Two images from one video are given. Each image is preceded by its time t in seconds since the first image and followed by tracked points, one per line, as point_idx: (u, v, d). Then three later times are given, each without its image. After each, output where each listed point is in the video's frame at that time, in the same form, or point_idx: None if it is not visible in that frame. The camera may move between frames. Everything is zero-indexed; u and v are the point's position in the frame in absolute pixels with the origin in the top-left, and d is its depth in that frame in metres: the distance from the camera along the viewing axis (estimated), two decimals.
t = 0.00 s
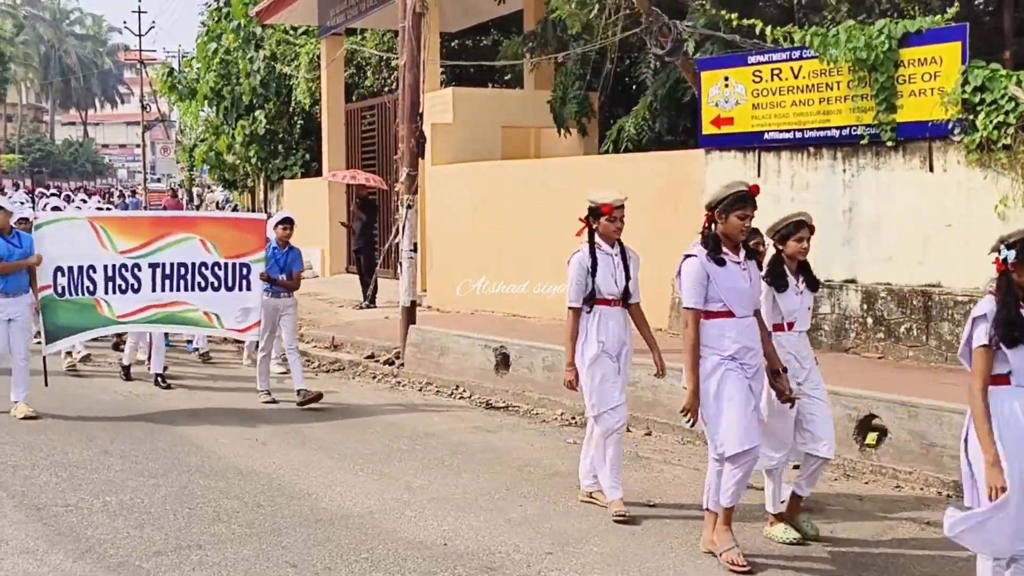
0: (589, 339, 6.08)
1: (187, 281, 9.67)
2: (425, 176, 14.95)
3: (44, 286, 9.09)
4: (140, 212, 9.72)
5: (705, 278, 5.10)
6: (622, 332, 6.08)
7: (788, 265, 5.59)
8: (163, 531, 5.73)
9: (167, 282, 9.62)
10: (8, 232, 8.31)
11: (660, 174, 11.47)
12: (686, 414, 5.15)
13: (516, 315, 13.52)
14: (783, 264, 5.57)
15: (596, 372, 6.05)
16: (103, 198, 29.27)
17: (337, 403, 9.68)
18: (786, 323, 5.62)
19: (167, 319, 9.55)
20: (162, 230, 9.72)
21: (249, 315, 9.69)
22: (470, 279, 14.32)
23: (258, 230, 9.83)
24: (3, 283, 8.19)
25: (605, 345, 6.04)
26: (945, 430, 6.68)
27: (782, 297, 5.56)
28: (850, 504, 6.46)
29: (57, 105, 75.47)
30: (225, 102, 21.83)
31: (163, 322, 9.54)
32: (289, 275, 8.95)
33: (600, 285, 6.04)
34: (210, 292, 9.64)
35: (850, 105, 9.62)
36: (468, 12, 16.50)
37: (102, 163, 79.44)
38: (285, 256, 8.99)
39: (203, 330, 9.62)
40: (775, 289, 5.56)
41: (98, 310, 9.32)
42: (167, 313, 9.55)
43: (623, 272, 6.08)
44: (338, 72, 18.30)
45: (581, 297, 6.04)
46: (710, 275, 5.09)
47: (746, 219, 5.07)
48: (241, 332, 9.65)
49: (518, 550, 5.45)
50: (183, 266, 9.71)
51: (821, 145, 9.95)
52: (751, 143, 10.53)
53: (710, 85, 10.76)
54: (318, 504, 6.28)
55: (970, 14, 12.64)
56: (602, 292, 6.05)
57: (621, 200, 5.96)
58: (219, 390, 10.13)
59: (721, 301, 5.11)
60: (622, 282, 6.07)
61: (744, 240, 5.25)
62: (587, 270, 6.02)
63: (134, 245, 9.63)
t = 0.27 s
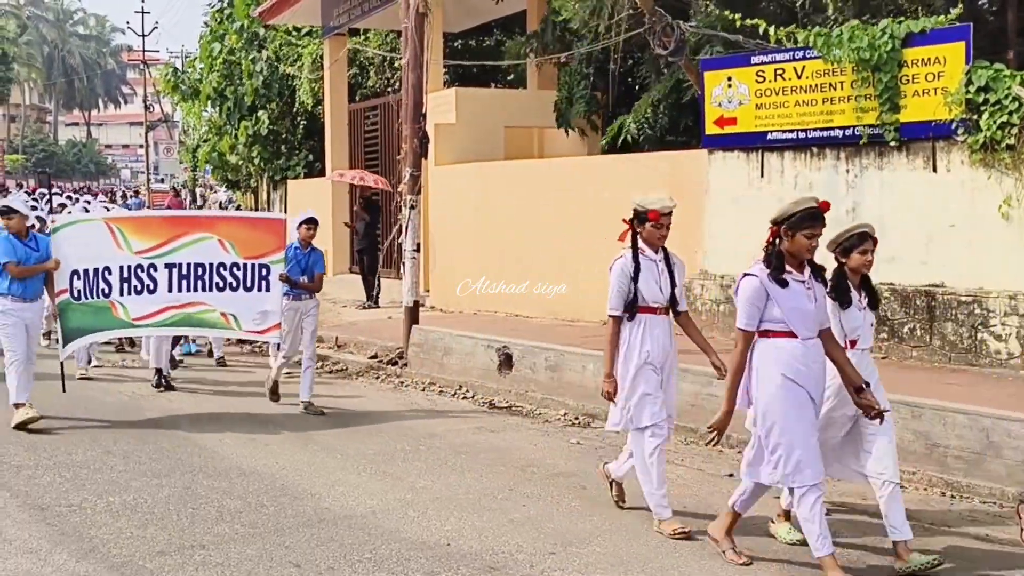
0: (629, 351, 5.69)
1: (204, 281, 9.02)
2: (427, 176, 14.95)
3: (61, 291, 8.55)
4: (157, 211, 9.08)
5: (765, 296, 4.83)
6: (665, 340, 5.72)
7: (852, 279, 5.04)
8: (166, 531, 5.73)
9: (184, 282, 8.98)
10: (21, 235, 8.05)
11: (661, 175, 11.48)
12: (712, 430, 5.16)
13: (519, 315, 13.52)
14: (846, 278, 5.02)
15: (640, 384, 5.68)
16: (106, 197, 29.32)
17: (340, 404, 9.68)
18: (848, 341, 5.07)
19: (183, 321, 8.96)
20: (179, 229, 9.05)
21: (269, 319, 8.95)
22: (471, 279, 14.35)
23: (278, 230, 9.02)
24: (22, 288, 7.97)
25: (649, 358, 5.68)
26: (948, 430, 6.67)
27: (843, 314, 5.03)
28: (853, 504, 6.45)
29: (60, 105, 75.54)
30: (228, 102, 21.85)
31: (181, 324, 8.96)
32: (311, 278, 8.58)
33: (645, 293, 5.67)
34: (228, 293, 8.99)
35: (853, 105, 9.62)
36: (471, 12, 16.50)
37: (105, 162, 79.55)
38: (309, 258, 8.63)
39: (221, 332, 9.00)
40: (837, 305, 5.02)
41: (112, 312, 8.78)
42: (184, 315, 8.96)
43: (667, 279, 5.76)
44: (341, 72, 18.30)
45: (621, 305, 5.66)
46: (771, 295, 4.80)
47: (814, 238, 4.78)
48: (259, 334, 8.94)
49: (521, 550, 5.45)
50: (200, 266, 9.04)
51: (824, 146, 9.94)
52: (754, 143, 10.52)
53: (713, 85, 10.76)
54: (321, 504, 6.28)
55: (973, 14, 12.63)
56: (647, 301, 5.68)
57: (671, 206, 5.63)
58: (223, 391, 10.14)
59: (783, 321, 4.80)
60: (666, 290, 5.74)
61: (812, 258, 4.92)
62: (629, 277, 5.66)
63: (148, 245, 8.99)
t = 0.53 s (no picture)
0: (687, 353, 5.42)
1: (226, 282, 8.92)
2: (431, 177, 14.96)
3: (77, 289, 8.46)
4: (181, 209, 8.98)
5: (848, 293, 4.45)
6: (725, 345, 5.43)
7: (934, 275, 4.89)
8: (171, 531, 5.73)
9: (206, 283, 8.89)
10: (38, 234, 7.88)
11: (663, 175, 11.50)
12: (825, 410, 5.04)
13: (523, 315, 13.53)
14: (929, 275, 4.86)
15: (699, 387, 5.43)
16: (110, 197, 29.39)
17: (344, 404, 9.69)
18: (931, 339, 4.97)
19: (204, 322, 8.84)
20: (204, 228, 8.95)
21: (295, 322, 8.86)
22: (471, 279, 14.43)
23: (302, 233, 8.98)
24: (41, 289, 7.83)
25: (710, 362, 5.40)
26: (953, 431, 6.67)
27: (925, 312, 4.92)
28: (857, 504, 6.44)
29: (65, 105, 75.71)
30: (232, 102, 21.88)
31: (201, 326, 8.84)
32: (335, 280, 8.47)
33: (702, 295, 5.39)
34: (250, 296, 8.91)
35: (857, 105, 9.61)
36: (475, 13, 16.50)
37: (109, 163, 79.68)
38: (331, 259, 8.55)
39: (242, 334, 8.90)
40: (921, 302, 4.91)
41: (131, 312, 8.65)
42: (204, 317, 8.84)
43: (726, 282, 5.48)
44: (345, 72, 18.31)
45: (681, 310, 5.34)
46: (856, 291, 4.45)
47: (900, 239, 4.44)
48: (282, 338, 8.86)
49: (525, 550, 5.45)
50: (223, 267, 8.94)
51: (828, 146, 9.93)
52: (758, 143, 10.52)
53: (717, 85, 10.76)
54: (325, 504, 6.29)
55: (978, 14, 12.61)
56: (704, 305, 5.39)
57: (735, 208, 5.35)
58: (228, 391, 10.14)
59: (867, 318, 4.49)
60: (726, 292, 5.46)
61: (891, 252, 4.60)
62: (689, 278, 5.37)
63: (171, 244, 8.88)
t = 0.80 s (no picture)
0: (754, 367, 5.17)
1: (245, 287, 8.56)
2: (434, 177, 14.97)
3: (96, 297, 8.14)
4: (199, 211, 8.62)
5: (940, 313, 4.21)
6: (789, 356, 5.19)
7: (1011, 292, 4.61)
8: (174, 531, 5.74)
9: (225, 288, 8.52)
10: (61, 240, 7.73)
11: (663, 175, 11.52)
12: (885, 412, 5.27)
13: (526, 315, 13.53)
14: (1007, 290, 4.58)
15: (765, 402, 5.17)
16: (113, 197, 29.46)
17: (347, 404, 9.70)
18: (1012, 359, 4.64)
19: (225, 330, 8.48)
20: (222, 231, 8.59)
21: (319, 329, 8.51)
22: (472, 279, 14.48)
23: (324, 235, 8.58)
24: (61, 297, 7.67)
25: (775, 375, 5.17)
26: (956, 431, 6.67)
27: (1010, 332, 4.57)
28: (859, 504, 6.44)
29: (69, 106, 75.84)
30: (236, 103, 21.90)
31: (220, 333, 8.46)
32: (356, 281, 8.46)
33: (770, 303, 5.16)
34: (271, 301, 8.54)
35: (861, 105, 9.60)
36: (478, 13, 16.52)
37: (112, 163, 79.85)
38: (349, 261, 8.53)
39: (262, 342, 8.51)
40: (1005, 324, 4.54)
41: (149, 318, 8.32)
42: (225, 323, 8.48)
43: (794, 289, 5.24)
44: (348, 73, 18.32)
45: (746, 318, 5.12)
46: (945, 311, 4.22)
47: (992, 256, 4.23)
48: (305, 346, 8.52)
49: (529, 551, 5.45)
50: (242, 272, 8.60)
51: (831, 146, 9.93)
52: (761, 143, 10.52)
53: (721, 85, 10.76)
54: (328, 504, 6.30)
55: (980, 14, 12.61)
56: (770, 312, 5.17)
57: (801, 210, 5.09)
58: (232, 392, 10.15)
59: (959, 343, 4.26)
60: (793, 300, 5.22)
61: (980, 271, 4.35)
62: (754, 285, 5.13)
63: (189, 248, 8.53)
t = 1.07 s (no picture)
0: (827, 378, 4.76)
1: (265, 292, 8.43)
2: (438, 177, 14.97)
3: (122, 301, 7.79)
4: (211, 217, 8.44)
5: None
6: (869, 366, 4.79)
7: None
8: (177, 531, 5.75)
9: (246, 294, 8.37)
10: (90, 237, 7.46)
11: (664, 175, 11.53)
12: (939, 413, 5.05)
13: (529, 315, 13.53)
14: None
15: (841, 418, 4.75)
16: (117, 196, 29.49)
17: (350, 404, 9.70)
18: None
19: (247, 337, 8.33)
20: (238, 236, 8.44)
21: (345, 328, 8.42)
22: (472, 279, 14.53)
23: (343, 233, 8.61)
24: (86, 297, 7.41)
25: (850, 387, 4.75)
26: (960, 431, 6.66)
27: None
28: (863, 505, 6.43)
29: (73, 107, 75.97)
30: (240, 103, 21.92)
31: (243, 340, 8.32)
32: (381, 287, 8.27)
33: (845, 312, 4.74)
34: (293, 306, 8.45)
35: (864, 105, 9.59)
36: (482, 13, 16.53)
37: (116, 163, 79.92)
38: (378, 265, 8.29)
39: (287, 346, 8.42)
40: None
41: (172, 326, 8.05)
42: (247, 330, 8.34)
43: (871, 296, 4.80)
44: (352, 73, 18.34)
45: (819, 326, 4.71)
46: None
47: None
48: (330, 347, 8.39)
49: (532, 551, 5.46)
50: (261, 277, 8.44)
51: (834, 146, 9.92)
52: (765, 143, 10.51)
53: (724, 85, 10.77)
54: (331, 504, 6.30)
55: (984, 14, 12.60)
56: (846, 323, 4.75)
57: (880, 211, 4.72)
58: (236, 392, 10.15)
59: None
60: (869, 308, 4.79)
61: None
62: (830, 291, 4.72)
63: (207, 254, 8.31)
